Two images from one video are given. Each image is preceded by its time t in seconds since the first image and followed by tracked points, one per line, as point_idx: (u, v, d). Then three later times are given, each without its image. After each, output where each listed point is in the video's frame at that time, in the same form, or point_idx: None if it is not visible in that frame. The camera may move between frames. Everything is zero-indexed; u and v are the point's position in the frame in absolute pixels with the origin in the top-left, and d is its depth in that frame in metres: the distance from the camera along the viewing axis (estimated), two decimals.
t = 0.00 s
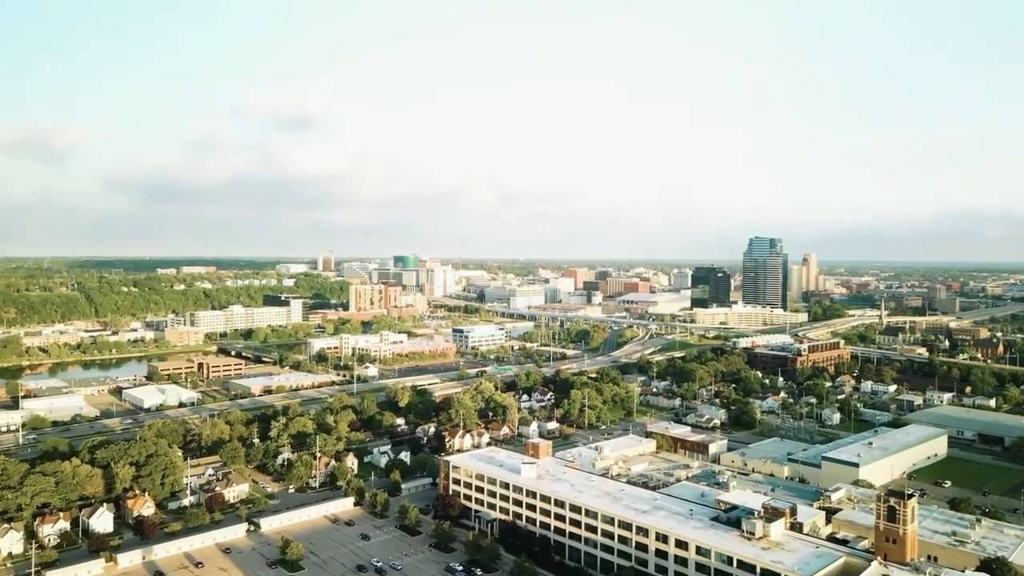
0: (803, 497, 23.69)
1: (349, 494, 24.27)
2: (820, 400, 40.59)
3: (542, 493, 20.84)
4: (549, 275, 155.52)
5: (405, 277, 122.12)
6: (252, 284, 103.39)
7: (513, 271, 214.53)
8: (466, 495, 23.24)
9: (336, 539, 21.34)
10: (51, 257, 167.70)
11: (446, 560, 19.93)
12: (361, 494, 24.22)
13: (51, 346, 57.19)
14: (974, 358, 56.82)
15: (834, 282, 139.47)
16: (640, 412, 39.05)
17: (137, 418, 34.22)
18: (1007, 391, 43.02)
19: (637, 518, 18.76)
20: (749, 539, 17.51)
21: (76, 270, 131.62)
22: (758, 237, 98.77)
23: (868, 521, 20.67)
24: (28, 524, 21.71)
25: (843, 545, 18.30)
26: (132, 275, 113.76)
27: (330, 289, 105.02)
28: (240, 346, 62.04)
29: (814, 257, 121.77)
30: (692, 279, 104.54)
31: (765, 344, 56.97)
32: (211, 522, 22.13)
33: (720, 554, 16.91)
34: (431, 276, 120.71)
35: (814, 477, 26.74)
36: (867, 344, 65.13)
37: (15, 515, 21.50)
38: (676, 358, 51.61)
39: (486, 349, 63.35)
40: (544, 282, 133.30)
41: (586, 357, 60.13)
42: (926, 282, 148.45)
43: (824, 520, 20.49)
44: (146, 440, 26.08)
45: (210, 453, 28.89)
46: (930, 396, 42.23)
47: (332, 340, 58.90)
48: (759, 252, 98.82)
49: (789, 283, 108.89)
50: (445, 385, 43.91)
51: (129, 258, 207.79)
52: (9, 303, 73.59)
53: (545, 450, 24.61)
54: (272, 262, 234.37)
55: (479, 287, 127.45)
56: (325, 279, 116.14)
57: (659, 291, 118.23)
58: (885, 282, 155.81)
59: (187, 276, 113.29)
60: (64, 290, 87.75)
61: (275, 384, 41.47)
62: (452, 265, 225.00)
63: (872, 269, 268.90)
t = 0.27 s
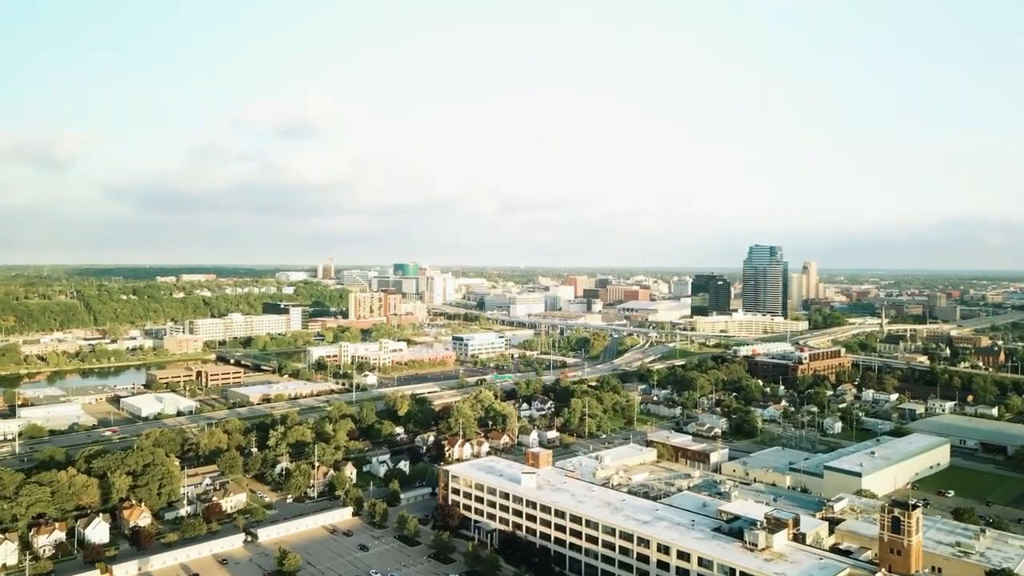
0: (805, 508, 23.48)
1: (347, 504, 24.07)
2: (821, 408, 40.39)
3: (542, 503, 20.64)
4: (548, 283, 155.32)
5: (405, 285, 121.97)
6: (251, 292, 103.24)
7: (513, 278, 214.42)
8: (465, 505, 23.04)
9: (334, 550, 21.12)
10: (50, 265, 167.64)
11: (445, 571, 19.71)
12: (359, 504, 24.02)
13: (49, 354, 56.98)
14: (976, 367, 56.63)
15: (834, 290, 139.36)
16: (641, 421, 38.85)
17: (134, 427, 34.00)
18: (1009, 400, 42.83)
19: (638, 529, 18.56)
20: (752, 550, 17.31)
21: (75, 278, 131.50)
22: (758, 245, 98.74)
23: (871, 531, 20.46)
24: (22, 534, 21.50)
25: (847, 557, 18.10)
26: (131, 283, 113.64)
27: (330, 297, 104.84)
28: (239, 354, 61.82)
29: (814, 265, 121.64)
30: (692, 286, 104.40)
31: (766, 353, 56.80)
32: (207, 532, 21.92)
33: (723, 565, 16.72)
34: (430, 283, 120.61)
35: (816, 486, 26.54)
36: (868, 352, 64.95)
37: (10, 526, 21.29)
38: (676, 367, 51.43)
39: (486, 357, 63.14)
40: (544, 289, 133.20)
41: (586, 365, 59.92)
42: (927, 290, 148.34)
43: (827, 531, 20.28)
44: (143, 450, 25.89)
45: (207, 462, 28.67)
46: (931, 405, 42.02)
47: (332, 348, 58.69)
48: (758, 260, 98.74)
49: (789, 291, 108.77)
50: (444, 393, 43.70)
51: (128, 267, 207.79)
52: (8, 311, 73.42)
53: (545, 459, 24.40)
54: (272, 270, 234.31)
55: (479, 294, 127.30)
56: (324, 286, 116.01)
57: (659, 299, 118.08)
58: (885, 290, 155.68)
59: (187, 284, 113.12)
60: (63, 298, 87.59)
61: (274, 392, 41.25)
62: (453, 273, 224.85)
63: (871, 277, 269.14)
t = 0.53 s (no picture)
0: (808, 515, 23.29)
1: (346, 511, 23.88)
2: (823, 414, 40.21)
3: (542, 510, 20.47)
4: (548, 288, 155.20)
5: (405, 290, 121.80)
6: (251, 297, 103.02)
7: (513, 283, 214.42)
8: (465, 512, 22.86)
9: (333, 557, 20.93)
10: (50, 271, 167.48)
11: None
12: (358, 511, 23.83)
13: (47, 359, 56.79)
14: (977, 372, 56.44)
15: (834, 295, 139.22)
16: (641, 427, 38.66)
17: (132, 433, 33.83)
18: (1011, 405, 42.66)
19: (640, 536, 18.38)
20: (754, 558, 17.13)
21: (76, 283, 131.41)
22: (758, 250, 98.65)
23: (874, 539, 20.24)
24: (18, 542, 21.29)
25: (850, 565, 17.90)
26: (131, 288, 113.36)
27: (329, 302, 104.64)
28: (238, 360, 61.63)
29: (814, 270, 121.52)
30: (692, 291, 104.26)
31: (767, 358, 56.58)
32: (205, 540, 21.74)
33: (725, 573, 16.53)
34: (430, 288, 120.48)
35: (818, 493, 26.34)
36: (869, 357, 64.76)
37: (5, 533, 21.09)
38: (677, 372, 51.23)
39: (486, 362, 62.94)
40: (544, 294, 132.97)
41: (586, 371, 59.73)
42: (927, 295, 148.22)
43: (829, 538, 20.07)
44: (140, 456, 25.71)
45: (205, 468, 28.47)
46: (933, 410, 41.85)
47: (331, 354, 58.51)
48: (758, 266, 98.63)
49: (790, 296, 108.61)
50: (444, 399, 43.48)
51: (128, 272, 207.80)
52: (6, 316, 73.24)
53: (545, 465, 24.21)
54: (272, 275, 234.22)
55: (479, 299, 127.13)
56: (324, 291, 115.84)
57: (659, 304, 117.95)
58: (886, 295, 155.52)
59: (186, 289, 112.92)
60: (62, 303, 87.39)
61: (272, 398, 41.06)
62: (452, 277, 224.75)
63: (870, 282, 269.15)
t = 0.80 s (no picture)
0: (810, 518, 23.12)
1: (345, 514, 23.72)
2: (824, 416, 40.05)
3: (542, 513, 20.31)
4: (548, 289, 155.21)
5: (405, 291, 121.67)
6: (251, 298, 102.88)
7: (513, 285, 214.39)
8: (464, 515, 22.71)
9: (331, 561, 20.76)
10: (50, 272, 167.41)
11: None
12: (357, 513, 23.67)
13: (46, 361, 56.65)
14: (978, 374, 56.28)
15: (834, 296, 139.13)
16: (641, 429, 38.51)
17: (130, 435, 33.69)
18: (1012, 407, 42.48)
19: (640, 540, 18.23)
20: (756, 562, 16.98)
21: (75, 283, 131.10)
22: (759, 251, 98.54)
23: (877, 542, 20.09)
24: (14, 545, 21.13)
25: (853, 568, 17.75)
26: (130, 289, 113.14)
27: (329, 303, 104.50)
28: (237, 361, 61.48)
29: (815, 271, 121.35)
30: (693, 293, 104.13)
31: (768, 360, 56.43)
32: (203, 543, 21.57)
33: None
34: (430, 290, 120.33)
35: (819, 495, 26.19)
36: (870, 359, 64.60)
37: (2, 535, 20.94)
38: (678, 374, 51.06)
39: (485, 364, 62.78)
40: (544, 295, 132.78)
41: (586, 372, 59.59)
42: (926, 296, 148.17)
43: (831, 541, 19.91)
44: (138, 458, 25.56)
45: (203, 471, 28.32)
46: (934, 412, 41.68)
47: (331, 355, 58.37)
48: (759, 267, 98.54)
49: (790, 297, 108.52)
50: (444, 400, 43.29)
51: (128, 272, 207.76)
52: (5, 317, 73.10)
53: (545, 468, 24.05)
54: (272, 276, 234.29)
55: (479, 300, 127.02)
56: (324, 292, 115.67)
57: (659, 305, 117.81)
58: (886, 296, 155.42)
59: (186, 290, 112.76)
60: (62, 303, 87.23)
61: (271, 400, 40.91)
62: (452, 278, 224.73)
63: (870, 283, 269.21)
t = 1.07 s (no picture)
0: (811, 519, 22.98)
1: (344, 515, 23.59)
2: (825, 416, 39.92)
3: (542, 515, 20.18)
4: (548, 289, 155.15)
5: (405, 291, 121.55)
6: (250, 298, 102.73)
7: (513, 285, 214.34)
8: (464, 516, 22.58)
9: (330, 562, 20.63)
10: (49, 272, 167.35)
11: None
12: (356, 515, 23.54)
13: (45, 361, 56.51)
14: (979, 374, 56.15)
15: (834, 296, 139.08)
16: (642, 429, 38.41)
17: (129, 435, 33.57)
18: (1013, 408, 42.37)
19: (641, 541, 18.10)
20: (758, 564, 16.84)
21: (74, 283, 130.87)
22: (759, 251, 98.42)
23: (879, 544, 19.96)
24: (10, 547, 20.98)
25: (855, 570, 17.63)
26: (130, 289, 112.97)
27: (329, 303, 104.40)
28: (236, 361, 61.35)
29: (815, 271, 121.21)
30: (693, 293, 104.01)
31: (768, 360, 56.30)
32: (201, 544, 21.45)
33: None
34: (430, 290, 120.17)
35: (821, 497, 26.05)
36: (870, 359, 64.48)
37: None
38: (678, 374, 50.93)
39: (485, 364, 62.64)
40: (544, 295, 132.63)
41: (586, 372, 59.47)
42: (926, 296, 148.14)
43: (833, 543, 19.77)
44: (135, 459, 25.42)
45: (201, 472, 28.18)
46: (936, 413, 41.55)
47: (330, 355, 58.23)
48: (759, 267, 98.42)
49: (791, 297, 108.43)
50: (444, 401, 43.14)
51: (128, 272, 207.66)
52: (4, 317, 72.96)
53: (545, 469, 23.90)
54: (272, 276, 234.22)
55: (479, 300, 126.87)
56: (324, 292, 115.48)
57: (659, 305, 117.72)
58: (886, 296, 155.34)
59: (186, 290, 112.56)
60: (61, 304, 87.09)
61: (270, 400, 40.77)
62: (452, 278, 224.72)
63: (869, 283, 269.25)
